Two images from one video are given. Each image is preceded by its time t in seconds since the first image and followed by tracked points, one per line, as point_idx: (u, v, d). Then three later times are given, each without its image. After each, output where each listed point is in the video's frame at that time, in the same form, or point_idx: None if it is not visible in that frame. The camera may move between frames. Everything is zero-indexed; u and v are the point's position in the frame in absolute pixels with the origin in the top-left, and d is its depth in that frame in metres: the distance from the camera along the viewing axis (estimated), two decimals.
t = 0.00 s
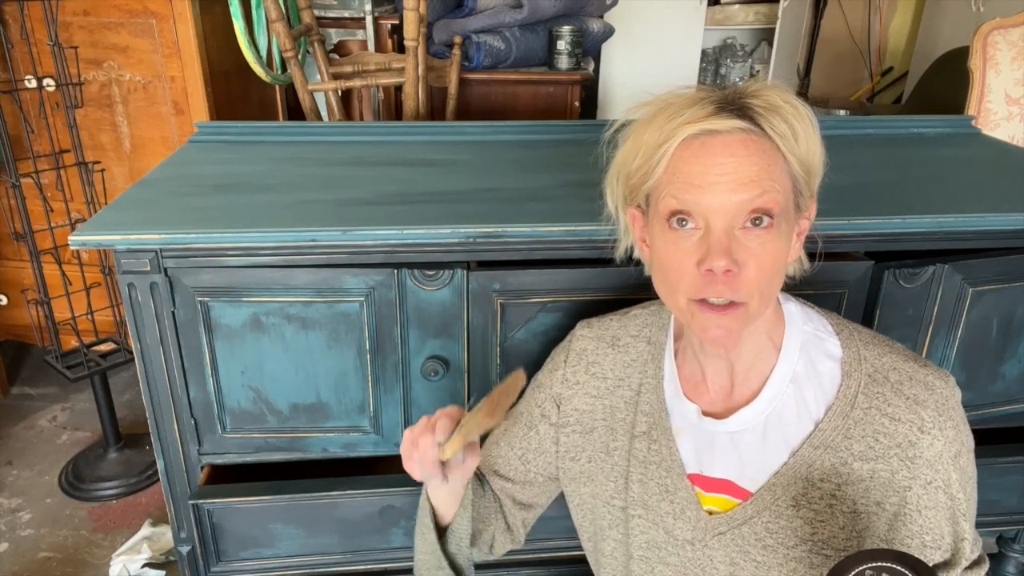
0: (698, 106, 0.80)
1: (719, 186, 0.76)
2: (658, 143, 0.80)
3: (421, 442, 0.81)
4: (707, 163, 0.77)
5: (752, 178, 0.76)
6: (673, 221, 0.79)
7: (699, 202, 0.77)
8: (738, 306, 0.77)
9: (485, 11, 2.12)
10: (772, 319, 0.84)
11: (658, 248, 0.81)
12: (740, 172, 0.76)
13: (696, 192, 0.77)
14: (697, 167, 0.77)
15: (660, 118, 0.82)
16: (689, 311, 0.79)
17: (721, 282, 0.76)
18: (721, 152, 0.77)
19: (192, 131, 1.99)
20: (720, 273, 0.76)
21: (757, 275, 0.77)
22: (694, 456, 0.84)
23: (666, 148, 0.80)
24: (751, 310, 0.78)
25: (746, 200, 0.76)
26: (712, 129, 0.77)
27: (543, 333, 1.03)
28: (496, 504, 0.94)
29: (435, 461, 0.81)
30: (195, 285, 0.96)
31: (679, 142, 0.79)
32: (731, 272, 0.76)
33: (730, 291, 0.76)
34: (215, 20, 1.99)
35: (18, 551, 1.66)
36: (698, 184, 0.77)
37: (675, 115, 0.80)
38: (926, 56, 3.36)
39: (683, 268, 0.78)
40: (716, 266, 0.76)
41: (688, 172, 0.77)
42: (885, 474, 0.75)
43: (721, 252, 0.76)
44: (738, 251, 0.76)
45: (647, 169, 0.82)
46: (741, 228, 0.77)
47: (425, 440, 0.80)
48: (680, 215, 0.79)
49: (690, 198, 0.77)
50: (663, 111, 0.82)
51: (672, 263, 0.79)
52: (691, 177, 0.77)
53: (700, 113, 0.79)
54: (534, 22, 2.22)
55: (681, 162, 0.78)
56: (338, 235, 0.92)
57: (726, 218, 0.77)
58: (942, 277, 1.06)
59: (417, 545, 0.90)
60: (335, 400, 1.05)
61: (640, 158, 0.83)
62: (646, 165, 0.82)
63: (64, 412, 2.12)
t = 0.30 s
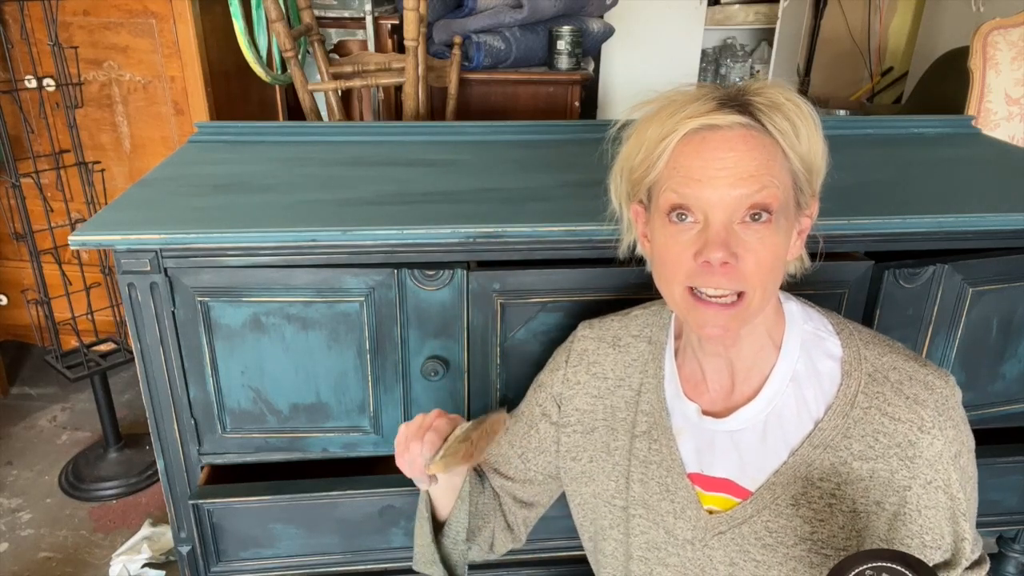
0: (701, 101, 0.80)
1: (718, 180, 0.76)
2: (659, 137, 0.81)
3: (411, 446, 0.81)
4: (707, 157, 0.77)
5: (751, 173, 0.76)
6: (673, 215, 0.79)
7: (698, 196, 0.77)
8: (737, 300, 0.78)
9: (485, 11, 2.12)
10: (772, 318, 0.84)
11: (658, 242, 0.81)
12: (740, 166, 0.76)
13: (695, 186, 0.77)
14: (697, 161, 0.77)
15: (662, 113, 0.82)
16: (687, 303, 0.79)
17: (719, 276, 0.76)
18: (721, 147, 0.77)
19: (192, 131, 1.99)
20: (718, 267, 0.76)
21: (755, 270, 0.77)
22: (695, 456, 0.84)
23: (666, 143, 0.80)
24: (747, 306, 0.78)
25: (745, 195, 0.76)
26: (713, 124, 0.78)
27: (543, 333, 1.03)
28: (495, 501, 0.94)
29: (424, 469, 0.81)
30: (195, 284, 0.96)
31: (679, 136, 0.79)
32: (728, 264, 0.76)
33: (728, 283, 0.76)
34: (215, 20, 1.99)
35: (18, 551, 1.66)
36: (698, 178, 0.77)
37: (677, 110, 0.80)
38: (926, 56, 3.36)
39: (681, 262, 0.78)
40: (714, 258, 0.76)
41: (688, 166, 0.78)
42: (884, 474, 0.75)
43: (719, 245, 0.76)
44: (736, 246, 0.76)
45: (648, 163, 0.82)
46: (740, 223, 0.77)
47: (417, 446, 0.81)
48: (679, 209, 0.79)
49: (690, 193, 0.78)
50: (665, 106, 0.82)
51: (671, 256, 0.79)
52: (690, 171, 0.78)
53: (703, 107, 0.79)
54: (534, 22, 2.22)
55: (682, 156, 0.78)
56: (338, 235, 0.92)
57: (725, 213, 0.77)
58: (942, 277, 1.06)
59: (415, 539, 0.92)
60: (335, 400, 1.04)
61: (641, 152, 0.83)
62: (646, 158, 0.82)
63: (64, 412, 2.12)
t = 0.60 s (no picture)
0: (706, 99, 0.80)
1: (722, 176, 0.76)
2: (664, 134, 0.81)
3: (437, 432, 0.80)
4: (712, 154, 0.77)
5: (756, 170, 0.76)
6: (677, 212, 0.79)
7: (702, 192, 0.77)
8: (742, 294, 0.78)
9: (485, 11, 2.12)
10: (777, 315, 0.84)
11: (663, 239, 0.81)
12: (744, 163, 0.76)
13: (700, 183, 0.77)
14: (701, 157, 0.77)
15: (667, 111, 0.82)
16: (690, 300, 0.79)
17: (723, 271, 0.76)
18: (725, 143, 0.77)
19: (191, 131, 1.99)
20: (721, 262, 0.76)
21: (758, 267, 0.77)
22: (700, 454, 0.84)
23: (671, 139, 0.80)
24: (750, 303, 0.78)
25: (749, 191, 0.76)
26: (718, 121, 0.78)
27: (543, 333, 1.03)
28: (507, 505, 0.94)
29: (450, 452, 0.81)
30: (195, 284, 0.96)
31: (684, 132, 0.79)
32: (732, 260, 0.76)
33: (732, 279, 0.76)
34: (215, 20, 1.99)
35: (18, 551, 1.66)
36: (702, 174, 0.77)
37: (682, 107, 0.81)
38: (926, 56, 3.36)
39: (686, 258, 0.78)
40: (717, 253, 0.76)
41: (692, 163, 0.78)
42: (890, 470, 0.75)
43: (722, 241, 0.76)
44: (740, 242, 0.76)
45: (652, 160, 0.83)
46: (744, 219, 0.77)
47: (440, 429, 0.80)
48: (684, 206, 0.79)
49: (694, 189, 0.78)
50: (670, 104, 0.82)
51: (675, 252, 0.79)
52: (695, 168, 0.78)
53: (708, 105, 0.79)
54: (534, 22, 2.22)
55: (686, 153, 0.79)
56: (339, 235, 0.92)
57: (729, 209, 0.77)
58: (942, 277, 1.06)
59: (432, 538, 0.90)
60: (335, 399, 1.04)
61: (646, 149, 0.83)
62: (651, 155, 0.83)
63: (65, 412, 2.12)
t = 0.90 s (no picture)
0: (710, 99, 0.80)
1: (725, 178, 0.76)
2: (668, 135, 0.81)
3: (434, 446, 0.81)
4: (715, 155, 0.77)
5: (759, 172, 0.76)
6: (680, 213, 0.79)
7: (706, 194, 0.77)
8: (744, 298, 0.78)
9: (485, 11, 2.12)
10: (779, 317, 0.84)
11: (665, 239, 0.81)
12: (747, 165, 0.76)
13: (703, 185, 0.77)
14: (705, 159, 0.77)
15: (671, 111, 0.82)
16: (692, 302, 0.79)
17: (725, 274, 0.76)
18: (728, 145, 0.77)
19: (191, 131, 1.99)
20: (723, 265, 0.76)
21: (761, 270, 0.77)
22: (702, 456, 0.84)
23: (674, 140, 0.80)
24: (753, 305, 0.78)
25: (752, 193, 0.76)
26: (721, 122, 0.78)
27: (543, 333, 1.03)
28: (508, 506, 0.94)
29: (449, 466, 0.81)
30: (195, 284, 0.96)
31: (687, 133, 0.79)
32: (734, 266, 0.76)
33: (733, 285, 0.76)
34: (215, 20, 1.99)
35: (18, 551, 1.66)
36: (705, 176, 0.77)
37: (686, 107, 0.81)
38: (925, 56, 3.36)
39: (688, 260, 0.78)
40: (720, 259, 0.76)
41: (695, 164, 0.78)
42: (892, 472, 0.76)
43: (725, 243, 0.76)
44: (743, 244, 0.76)
45: (655, 160, 0.82)
46: (747, 221, 0.77)
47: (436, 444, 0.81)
48: (686, 207, 0.79)
49: (697, 190, 0.78)
50: (674, 104, 0.82)
51: (677, 255, 0.79)
52: (698, 169, 0.78)
53: (711, 106, 0.79)
54: (534, 22, 2.22)
55: (689, 154, 0.79)
56: (339, 235, 0.92)
57: (732, 210, 0.77)
58: (942, 277, 1.06)
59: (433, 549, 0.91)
60: (335, 400, 1.04)
61: (650, 149, 0.83)
62: (655, 156, 0.83)
63: (64, 412, 2.12)
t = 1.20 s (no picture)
0: (717, 98, 0.80)
1: (731, 178, 0.76)
2: (673, 134, 0.81)
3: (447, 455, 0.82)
4: (721, 154, 0.77)
5: (765, 172, 0.76)
6: (684, 211, 0.79)
7: (710, 193, 0.77)
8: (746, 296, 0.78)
9: (485, 11, 2.12)
10: (780, 317, 0.84)
11: (669, 237, 0.81)
12: (753, 165, 0.76)
13: (708, 183, 0.77)
14: (710, 158, 0.77)
15: (677, 109, 0.82)
16: (696, 301, 0.79)
17: (728, 274, 0.76)
18: (735, 144, 0.77)
19: (191, 131, 1.99)
20: (726, 265, 0.76)
21: (765, 270, 0.77)
22: (701, 455, 0.84)
23: (681, 138, 0.80)
24: (757, 305, 0.78)
25: (757, 193, 0.76)
26: (727, 121, 0.78)
27: (543, 333, 1.03)
28: (512, 504, 0.95)
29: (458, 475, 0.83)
30: (195, 284, 0.96)
31: (693, 131, 0.79)
32: (736, 263, 0.76)
33: (735, 282, 0.76)
34: (215, 20, 1.99)
35: (18, 551, 1.66)
36: (711, 175, 0.77)
37: (693, 106, 0.81)
38: (925, 56, 3.36)
39: (691, 259, 0.78)
40: (723, 256, 0.76)
41: (701, 162, 0.78)
42: (891, 469, 0.76)
43: (728, 242, 0.76)
44: (746, 243, 0.76)
45: (661, 158, 0.83)
46: (751, 220, 0.77)
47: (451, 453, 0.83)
48: (691, 205, 0.79)
49: (702, 189, 0.78)
50: (681, 102, 0.82)
51: (679, 253, 0.79)
52: (703, 167, 0.78)
53: (718, 104, 0.79)
54: (534, 22, 2.22)
55: (695, 153, 0.79)
56: (339, 235, 0.92)
57: (737, 210, 0.77)
58: (942, 277, 1.06)
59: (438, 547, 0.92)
60: (335, 399, 1.04)
61: (655, 147, 0.83)
62: (660, 154, 0.83)
63: (64, 412, 2.12)
